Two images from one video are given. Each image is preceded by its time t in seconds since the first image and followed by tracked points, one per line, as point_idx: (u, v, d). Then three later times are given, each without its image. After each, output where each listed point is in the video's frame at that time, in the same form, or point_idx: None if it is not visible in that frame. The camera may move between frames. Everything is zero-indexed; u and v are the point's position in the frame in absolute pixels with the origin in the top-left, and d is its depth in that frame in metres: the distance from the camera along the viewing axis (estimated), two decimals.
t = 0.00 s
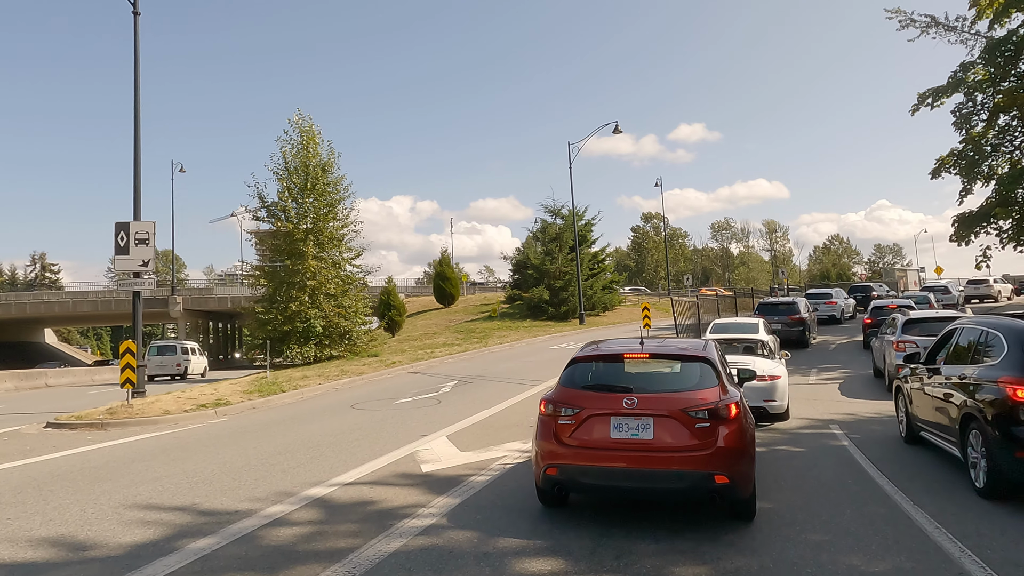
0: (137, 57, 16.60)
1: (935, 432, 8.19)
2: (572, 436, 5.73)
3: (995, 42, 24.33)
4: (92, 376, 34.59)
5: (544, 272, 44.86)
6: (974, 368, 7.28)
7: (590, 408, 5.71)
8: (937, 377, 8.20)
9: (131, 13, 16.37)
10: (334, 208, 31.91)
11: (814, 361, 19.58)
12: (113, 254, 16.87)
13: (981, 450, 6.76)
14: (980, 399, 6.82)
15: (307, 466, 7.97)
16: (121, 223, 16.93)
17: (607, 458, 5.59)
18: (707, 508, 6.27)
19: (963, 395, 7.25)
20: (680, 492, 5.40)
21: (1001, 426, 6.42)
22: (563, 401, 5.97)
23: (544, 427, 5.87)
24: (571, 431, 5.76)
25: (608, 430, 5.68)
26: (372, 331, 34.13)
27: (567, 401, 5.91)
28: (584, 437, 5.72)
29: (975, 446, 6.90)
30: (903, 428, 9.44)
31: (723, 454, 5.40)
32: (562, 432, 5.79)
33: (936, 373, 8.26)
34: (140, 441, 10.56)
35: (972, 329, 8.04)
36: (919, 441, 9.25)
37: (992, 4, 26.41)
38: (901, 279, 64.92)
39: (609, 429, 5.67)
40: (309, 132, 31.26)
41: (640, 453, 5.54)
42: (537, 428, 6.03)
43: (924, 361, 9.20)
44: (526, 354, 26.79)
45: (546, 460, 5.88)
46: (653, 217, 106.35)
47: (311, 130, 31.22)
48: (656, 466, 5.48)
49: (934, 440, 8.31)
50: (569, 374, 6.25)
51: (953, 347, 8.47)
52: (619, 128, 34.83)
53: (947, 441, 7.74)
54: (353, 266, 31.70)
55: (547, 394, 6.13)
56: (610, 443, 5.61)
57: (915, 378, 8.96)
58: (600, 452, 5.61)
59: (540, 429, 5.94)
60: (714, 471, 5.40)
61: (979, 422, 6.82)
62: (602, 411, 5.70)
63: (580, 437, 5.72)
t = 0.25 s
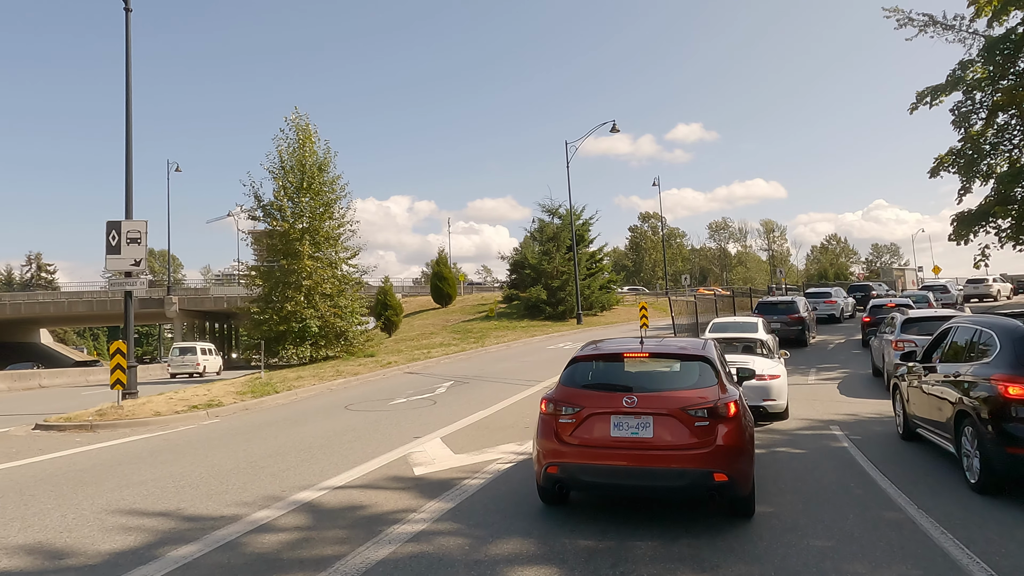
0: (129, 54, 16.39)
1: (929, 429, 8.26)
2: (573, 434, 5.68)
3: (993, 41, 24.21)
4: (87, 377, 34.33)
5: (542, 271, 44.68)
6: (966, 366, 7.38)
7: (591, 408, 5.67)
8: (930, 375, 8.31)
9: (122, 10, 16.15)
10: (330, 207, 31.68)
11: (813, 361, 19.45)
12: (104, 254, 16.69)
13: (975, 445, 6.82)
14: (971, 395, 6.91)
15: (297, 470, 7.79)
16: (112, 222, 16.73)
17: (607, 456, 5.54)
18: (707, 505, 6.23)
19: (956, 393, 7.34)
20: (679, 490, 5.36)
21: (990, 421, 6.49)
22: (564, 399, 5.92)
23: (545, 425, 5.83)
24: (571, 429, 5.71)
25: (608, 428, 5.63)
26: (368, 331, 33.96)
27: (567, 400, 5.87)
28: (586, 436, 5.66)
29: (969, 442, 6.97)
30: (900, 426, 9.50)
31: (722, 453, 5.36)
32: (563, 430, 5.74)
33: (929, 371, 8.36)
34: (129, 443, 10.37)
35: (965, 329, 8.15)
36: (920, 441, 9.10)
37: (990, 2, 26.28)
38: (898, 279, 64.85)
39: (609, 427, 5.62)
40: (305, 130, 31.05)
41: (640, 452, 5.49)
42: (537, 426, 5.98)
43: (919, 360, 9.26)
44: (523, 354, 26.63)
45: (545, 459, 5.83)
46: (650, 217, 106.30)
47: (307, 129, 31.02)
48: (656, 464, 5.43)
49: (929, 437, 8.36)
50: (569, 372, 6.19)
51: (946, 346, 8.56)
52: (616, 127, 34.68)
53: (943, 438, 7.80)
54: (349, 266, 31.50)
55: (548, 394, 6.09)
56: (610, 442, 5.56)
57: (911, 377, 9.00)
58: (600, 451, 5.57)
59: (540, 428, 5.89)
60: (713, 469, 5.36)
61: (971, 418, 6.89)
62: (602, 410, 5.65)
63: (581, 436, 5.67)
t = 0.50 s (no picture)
0: (122, 51, 16.19)
1: (927, 427, 8.29)
2: (573, 433, 5.62)
3: (993, 40, 24.13)
4: (81, 377, 34.08)
5: (539, 271, 44.52)
6: (962, 366, 7.52)
7: (592, 407, 5.61)
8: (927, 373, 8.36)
9: (115, 5, 15.96)
10: (327, 207, 31.50)
11: (812, 361, 19.33)
12: (96, 253, 16.49)
13: (969, 442, 6.97)
14: (967, 393, 7.05)
15: (287, 473, 7.63)
16: (104, 221, 16.52)
17: (608, 455, 5.48)
18: (707, 506, 6.15)
19: (952, 392, 7.47)
20: (679, 489, 5.30)
21: (984, 418, 6.64)
22: (565, 399, 5.87)
23: (545, 424, 5.78)
24: (572, 428, 5.65)
25: (608, 428, 5.57)
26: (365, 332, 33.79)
27: (568, 400, 5.81)
28: (586, 435, 5.61)
29: (964, 439, 7.12)
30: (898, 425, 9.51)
31: (722, 452, 5.30)
32: (564, 429, 5.69)
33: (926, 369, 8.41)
34: (119, 445, 10.20)
35: (962, 328, 8.24)
36: (921, 443, 8.98)
37: (990, 1, 26.16)
38: (897, 279, 64.76)
39: (610, 427, 5.56)
40: (302, 129, 30.87)
41: (640, 451, 5.43)
42: (538, 426, 5.92)
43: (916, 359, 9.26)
44: (521, 354, 26.47)
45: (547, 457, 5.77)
46: (648, 217, 106.19)
47: (304, 128, 30.84)
48: (656, 464, 5.37)
49: (927, 435, 8.38)
50: (570, 372, 6.12)
51: (943, 345, 8.59)
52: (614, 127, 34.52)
53: (939, 436, 7.88)
54: (346, 265, 31.33)
55: (549, 393, 6.03)
56: (610, 441, 5.51)
57: (908, 376, 9.00)
58: (601, 450, 5.51)
59: (541, 427, 5.83)
60: (712, 468, 5.30)
61: (966, 416, 7.04)
62: (602, 410, 5.59)
63: (581, 435, 5.61)
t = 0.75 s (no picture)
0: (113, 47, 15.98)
1: (925, 426, 8.21)
2: (574, 433, 5.51)
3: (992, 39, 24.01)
4: (75, 378, 33.82)
5: (537, 271, 44.32)
6: (956, 364, 7.49)
7: (593, 406, 5.51)
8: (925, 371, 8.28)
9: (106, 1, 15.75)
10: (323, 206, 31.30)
11: (811, 361, 19.17)
12: (87, 252, 16.27)
13: (965, 440, 6.95)
14: (962, 391, 7.03)
15: (276, 477, 7.44)
16: (96, 220, 16.31)
17: (608, 455, 5.37)
18: (707, 506, 6.03)
19: (946, 390, 7.45)
20: (679, 489, 5.20)
21: (979, 417, 6.61)
22: (566, 398, 5.75)
23: (545, 424, 5.68)
24: (573, 428, 5.54)
25: (608, 428, 5.45)
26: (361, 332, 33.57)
27: (568, 399, 5.69)
28: (586, 434, 5.50)
29: (959, 436, 7.11)
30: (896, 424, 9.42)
31: (723, 451, 5.19)
32: (564, 429, 5.58)
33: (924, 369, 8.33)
34: (106, 447, 10.00)
35: (957, 327, 8.18)
36: (923, 445, 8.81)
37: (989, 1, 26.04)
38: (895, 280, 64.64)
39: (610, 426, 5.45)
40: (298, 128, 30.67)
41: (641, 451, 5.32)
42: (539, 426, 5.81)
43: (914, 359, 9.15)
44: (518, 355, 26.27)
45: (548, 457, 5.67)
46: (646, 217, 106.05)
47: (300, 127, 30.64)
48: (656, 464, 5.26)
49: (925, 435, 8.29)
50: (570, 372, 5.98)
51: (940, 344, 8.49)
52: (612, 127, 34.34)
53: (936, 434, 7.84)
54: (342, 265, 31.12)
55: (549, 393, 5.90)
56: (610, 441, 5.40)
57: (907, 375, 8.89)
58: (601, 450, 5.40)
59: (542, 427, 5.71)
60: (712, 467, 5.20)
61: (961, 414, 7.01)
62: (603, 409, 5.48)
63: (582, 434, 5.50)
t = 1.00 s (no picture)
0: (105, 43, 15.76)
1: (923, 425, 8.07)
2: (574, 432, 5.34)
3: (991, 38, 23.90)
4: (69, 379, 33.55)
5: (534, 271, 44.15)
6: (952, 364, 7.37)
7: (594, 406, 5.34)
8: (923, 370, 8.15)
9: None
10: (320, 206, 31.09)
11: (810, 361, 19.01)
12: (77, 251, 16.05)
13: (960, 439, 6.83)
14: (958, 390, 6.90)
15: (264, 481, 7.23)
16: (86, 218, 16.10)
17: (608, 455, 5.20)
18: (707, 509, 5.85)
19: (942, 389, 7.33)
20: (678, 490, 5.03)
21: (976, 416, 6.49)
22: (566, 398, 5.57)
23: (545, 424, 5.50)
24: (573, 428, 5.36)
25: (608, 427, 5.27)
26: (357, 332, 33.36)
27: (569, 399, 5.51)
28: (587, 434, 5.32)
29: (955, 435, 6.98)
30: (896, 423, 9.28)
31: (723, 451, 5.02)
32: (564, 429, 5.40)
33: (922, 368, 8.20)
34: (93, 450, 9.78)
35: (954, 327, 8.05)
36: (925, 447, 8.64)
37: None
38: (892, 280, 64.57)
39: (610, 426, 5.27)
40: (295, 127, 30.46)
41: (641, 451, 5.14)
42: (538, 426, 5.63)
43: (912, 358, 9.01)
44: (514, 355, 26.09)
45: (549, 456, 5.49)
46: (644, 218, 105.98)
47: (296, 126, 30.45)
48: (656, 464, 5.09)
49: (922, 434, 8.15)
50: (570, 372, 5.80)
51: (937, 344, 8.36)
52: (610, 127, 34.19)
53: (933, 433, 7.71)
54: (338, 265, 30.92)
55: (549, 392, 5.73)
56: (610, 440, 5.23)
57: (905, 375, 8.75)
58: (601, 450, 5.23)
59: (541, 427, 5.54)
60: (711, 467, 5.03)
61: (958, 413, 6.89)
62: (603, 409, 5.31)
63: (582, 434, 5.33)
